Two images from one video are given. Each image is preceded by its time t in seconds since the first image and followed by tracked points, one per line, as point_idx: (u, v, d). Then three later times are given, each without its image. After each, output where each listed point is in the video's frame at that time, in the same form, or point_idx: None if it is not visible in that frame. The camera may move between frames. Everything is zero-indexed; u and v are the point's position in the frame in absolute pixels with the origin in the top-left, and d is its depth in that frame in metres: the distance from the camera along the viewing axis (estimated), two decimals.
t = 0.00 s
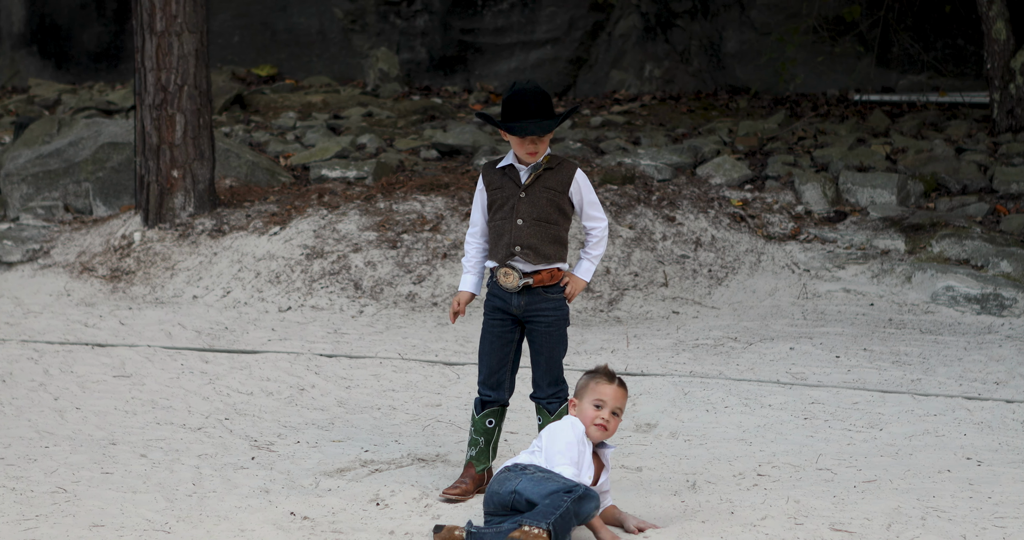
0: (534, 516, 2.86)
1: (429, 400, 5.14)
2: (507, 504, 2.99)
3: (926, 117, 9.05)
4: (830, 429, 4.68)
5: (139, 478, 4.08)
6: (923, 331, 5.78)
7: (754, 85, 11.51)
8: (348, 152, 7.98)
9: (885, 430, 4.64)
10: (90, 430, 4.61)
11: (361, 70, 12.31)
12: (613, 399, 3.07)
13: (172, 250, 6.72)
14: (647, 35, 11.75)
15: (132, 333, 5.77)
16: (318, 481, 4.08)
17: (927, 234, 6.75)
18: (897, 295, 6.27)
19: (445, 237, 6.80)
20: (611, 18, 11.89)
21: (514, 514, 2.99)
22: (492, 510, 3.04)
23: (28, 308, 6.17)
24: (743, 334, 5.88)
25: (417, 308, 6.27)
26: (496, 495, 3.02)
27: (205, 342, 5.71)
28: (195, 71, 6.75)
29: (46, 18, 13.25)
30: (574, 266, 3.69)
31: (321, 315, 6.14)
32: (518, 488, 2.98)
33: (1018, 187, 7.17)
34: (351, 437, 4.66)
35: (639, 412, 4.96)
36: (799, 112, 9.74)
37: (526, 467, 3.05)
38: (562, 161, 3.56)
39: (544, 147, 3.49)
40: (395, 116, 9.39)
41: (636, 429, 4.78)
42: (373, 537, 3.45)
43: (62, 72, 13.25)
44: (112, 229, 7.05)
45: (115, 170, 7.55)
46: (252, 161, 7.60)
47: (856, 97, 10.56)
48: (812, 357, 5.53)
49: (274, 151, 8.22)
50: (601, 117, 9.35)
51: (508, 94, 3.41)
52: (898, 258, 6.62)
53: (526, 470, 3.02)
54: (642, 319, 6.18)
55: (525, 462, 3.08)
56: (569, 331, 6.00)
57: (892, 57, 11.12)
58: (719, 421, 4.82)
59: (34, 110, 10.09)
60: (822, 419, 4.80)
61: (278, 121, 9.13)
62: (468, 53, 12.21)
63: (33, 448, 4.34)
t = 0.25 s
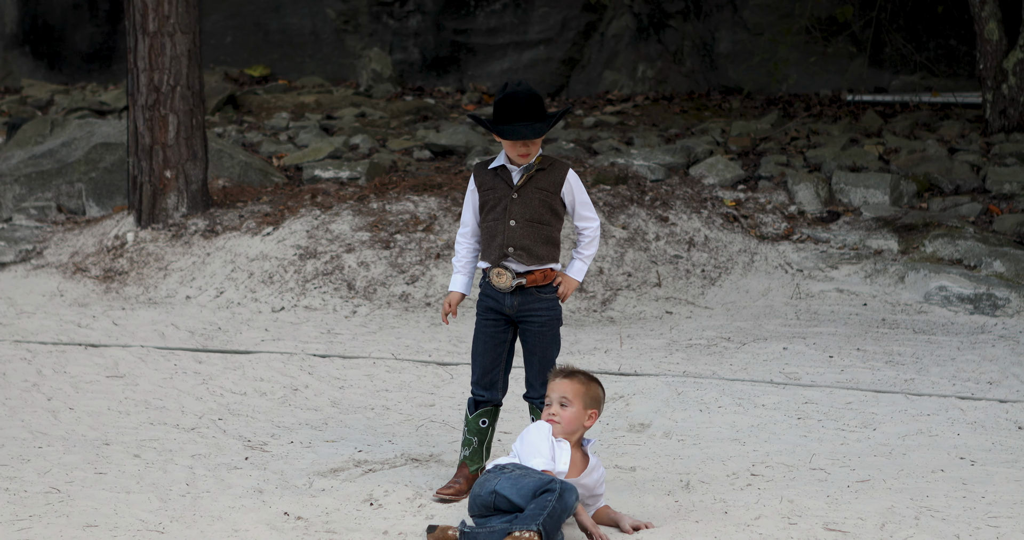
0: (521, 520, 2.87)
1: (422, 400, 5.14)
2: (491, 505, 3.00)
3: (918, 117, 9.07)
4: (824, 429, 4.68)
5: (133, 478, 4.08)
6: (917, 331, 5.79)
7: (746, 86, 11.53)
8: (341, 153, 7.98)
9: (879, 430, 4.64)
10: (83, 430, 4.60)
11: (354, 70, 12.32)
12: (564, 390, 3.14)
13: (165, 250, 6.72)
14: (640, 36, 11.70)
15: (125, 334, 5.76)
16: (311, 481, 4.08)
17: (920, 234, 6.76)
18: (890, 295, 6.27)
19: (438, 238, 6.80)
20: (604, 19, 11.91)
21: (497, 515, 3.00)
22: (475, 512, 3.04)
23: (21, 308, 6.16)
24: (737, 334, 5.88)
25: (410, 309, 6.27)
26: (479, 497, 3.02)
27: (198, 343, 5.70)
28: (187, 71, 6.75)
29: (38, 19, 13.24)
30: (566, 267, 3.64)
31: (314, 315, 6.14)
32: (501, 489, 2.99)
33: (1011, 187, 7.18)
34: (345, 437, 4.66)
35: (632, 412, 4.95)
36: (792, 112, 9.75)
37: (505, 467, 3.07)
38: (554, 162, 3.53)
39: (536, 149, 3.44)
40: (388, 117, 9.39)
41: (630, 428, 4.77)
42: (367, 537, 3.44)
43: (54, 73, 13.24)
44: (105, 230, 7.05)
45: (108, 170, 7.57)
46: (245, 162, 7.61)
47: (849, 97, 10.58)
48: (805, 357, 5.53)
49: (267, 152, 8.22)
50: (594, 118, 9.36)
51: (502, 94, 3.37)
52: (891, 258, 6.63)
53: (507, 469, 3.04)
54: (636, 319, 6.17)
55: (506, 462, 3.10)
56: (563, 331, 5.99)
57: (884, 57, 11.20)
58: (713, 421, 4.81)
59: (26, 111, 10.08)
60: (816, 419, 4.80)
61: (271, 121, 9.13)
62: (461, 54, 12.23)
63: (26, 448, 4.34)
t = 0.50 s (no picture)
0: (512, 519, 2.89)
1: (421, 397, 5.14)
2: (485, 504, 3.01)
3: (918, 115, 9.07)
4: (823, 427, 4.68)
5: (132, 476, 4.08)
6: (916, 329, 5.79)
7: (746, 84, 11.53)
8: (340, 150, 7.98)
9: (879, 428, 4.64)
10: (82, 428, 4.60)
11: (354, 68, 12.32)
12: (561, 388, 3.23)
13: (165, 248, 6.72)
14: (639, 34, 11.70)
15: (124, 331, 5.76)
16: (311, 479, 4.08)
17: (919, 232, 6.76)
18: (889, 293, 6.27)
19: (438, 235, 6.80)
20: (603, 17, 11.90)
21: (491, 514, 3.01)
22: (470, 513, 3.05)
23: (20, 305, 6.16)
24: (736, 332, 5.88)
25: (410, 306, 6.27)
26: (472, 498, 3.03)
27: (198, 340, 5.70)
28: (187, 69, 6.75)
29: (37, 17, 13.25)
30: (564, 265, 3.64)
31: (313, 313, 6.14)
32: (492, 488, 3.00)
33: (1010, 185, 7.20)
34: (344, 435, 4.66)
35: (631, 410, 4.95)
36: (791, 110, 9.75)
37: (494, 466, 3.07)
38: (552, 160, 3.52)
39: (532, 149, 3.43)
40: (387, 115, 9.40)
41: (629, 426, 4.77)
42: (366, 535, 3.43)
43: (54, 70, 13.25)
44: (105, 228, 7.05)
45: (108, 168, 7.58)
46: (245, 159, 7.62)
47: (848, 95, 10.58)
48: (805, 355, 5.53)
49: (266, 149, 8.22)
50: (594, 115, 9.36)
51: (501, 91, 3.36)
52: (891, 256, 6.63)
53: (497, 468, 3.05)
54: (635, 317, 6.17)
55: (496, 462, 3.11)
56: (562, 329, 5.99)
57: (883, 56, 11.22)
58: (712, 419, 4.81)
59: (25, 109, 10.08)
60: (815, 417, 4.80)
61: (271, 119, 9.14)
62: (460, 52, 12.22)
63: (25, 446, 4.34)
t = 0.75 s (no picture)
0: (514, 516, 2.90)
1: (422, 395, 5.14)
2: (488, 502, 3.01)
3: (919, 113, 9.07)
4: (824, 425, 4.68)
5: (133, 473, 4.08)
6: (917, 327, 5.78)
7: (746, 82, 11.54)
8: (341, 147, 7.98)
9: (880, 425, 4.64)
10: (83, 425, 4.60)
11: (354, 65, 12.32)
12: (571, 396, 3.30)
13: (165, 245, 6.72)
14: (639, 31, 11.68)
15: (125, 328, 5.76)
16: (311, 476, 4.07)
17: (920, 230, 6.76)
18: (890, 290, 6.27)
19: (439, 233, 6.80)
20: (604, 14, 11.90)
21: (494, 511, 3.01)
22: (472, 509, 3.05)
23: (21, 302, 6.16)
24: (737, 330, 5.88)
25: (410, 304, 6.27)
26: (474, 495, 3.03)
27: (199, 337, 5.70)
28: (188, 66, 6.75)
29: (38, 14, 13.25)
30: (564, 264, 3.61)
31: (314, 310, 6.14)
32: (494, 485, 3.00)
33: (1011, 183, 7.21)
34: (345, 432, 4.66)
35: (632, 408, 4.95)
36: (792, 107, 9.75)
37: (496, 463, 3.07)
38: (553, 157, 3.50)
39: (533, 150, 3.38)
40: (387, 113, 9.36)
41: (630, 424, 4.77)
42: (367, 532, 3.43)
43: (54, 67, 13.25)
44: (105, 225, 7.05)
45: (108, 165, 7.58)
46: (245, 156, 7.62)
47: (848, 93, 10.58)
48: (805, 353, 5.53)
49: (266, 146, 8.23)
50: (594, 113, 9.35)
51: (503, 94, 3.27)
52: (891, 253, 6.63)
53: (499, 465, 3.05)
54: (636, 314, 6.17)
55: (498, 458, 3.11)
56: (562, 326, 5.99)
57: (884, 53, 11.22)
58: (713, 417, 4.81)
59: (26, 106, 10.09)
60: (816, 414, 4.80)
61: (272, 116, 9.13)
62: (461, 49, 12.21)
63: (26, 443, 4.34)
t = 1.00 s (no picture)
0: (514, 514, 2.88)
1: (422, 391, 5.14)
2: (488, 499, 3.01)
3: (918, 109, 9.06)
4: (823, 420, 4.67)
5: (132, 470, 4.08)
6: (916, 323, 5.78)
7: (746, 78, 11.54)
8: (340, 144, 7.97)
9: (879, 421, 4.64)
10: (82, 421, 4.60)
11: (353, 61, 12.32)
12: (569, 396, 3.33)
13: (165, 242, 6.71)
14: (639, 27, 11.74)
15: (124, 324, 5.76)
16: (311, 472, 4.07)
17: (919, 226, 6.76)
18: (889, 286, 6.27)
19: (438, 229, 6.79)
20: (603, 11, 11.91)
21: (494, 508, 3.01)
22: (472, 506, 3.05)
23: (20, 299, 6.16)
24: (736, 326, 5.88)
25: (409, 300, 6.27)
26: (474, 492, 3.02)
27: (198, 334, 5.70)
28: (187, 62, 6.74)
29: (36, 10, 13.23)
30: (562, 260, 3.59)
31: (313, 306, 6.14)
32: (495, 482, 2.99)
33: (1011, 178, 7.20)
34: (344, 428, 4.65)
35: (632, 404, 4.95)
36: (791, 103, 9.76)
37: (497, 460, 3.08)
38: (552, 153, 3.46)
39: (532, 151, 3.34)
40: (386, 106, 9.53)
41: (629, 419, 4.77)
42: (367, 529, 3.42)
43: (53, 64, 13.25)
44: (104, 221, 7.05)
45: (107, 161, 7.57)
46: (245, 153, 7.61)
47: (848, 89, 10.58)
48: (804, 349, 5.53)
49: (266, 143, 8.23)
50: (593, 109, 9.34)
51: (505, 94, 3.24)
52: (890, 250, 6.62)
53: (500, 463, 3.05)
54: (635, 310, 6.17)
55: (499, 455, 3.11)
56: (562, 322, 5.98)
57: (883, 49, 11.21)
58: (712, 413, 4.81)
59: (25, 102, 10.08)
60: (816, 410, 4.80)
61: (271, 113, 9.13)
62: (460, 45, 12.19)
63: (26, 439, 4.34)
